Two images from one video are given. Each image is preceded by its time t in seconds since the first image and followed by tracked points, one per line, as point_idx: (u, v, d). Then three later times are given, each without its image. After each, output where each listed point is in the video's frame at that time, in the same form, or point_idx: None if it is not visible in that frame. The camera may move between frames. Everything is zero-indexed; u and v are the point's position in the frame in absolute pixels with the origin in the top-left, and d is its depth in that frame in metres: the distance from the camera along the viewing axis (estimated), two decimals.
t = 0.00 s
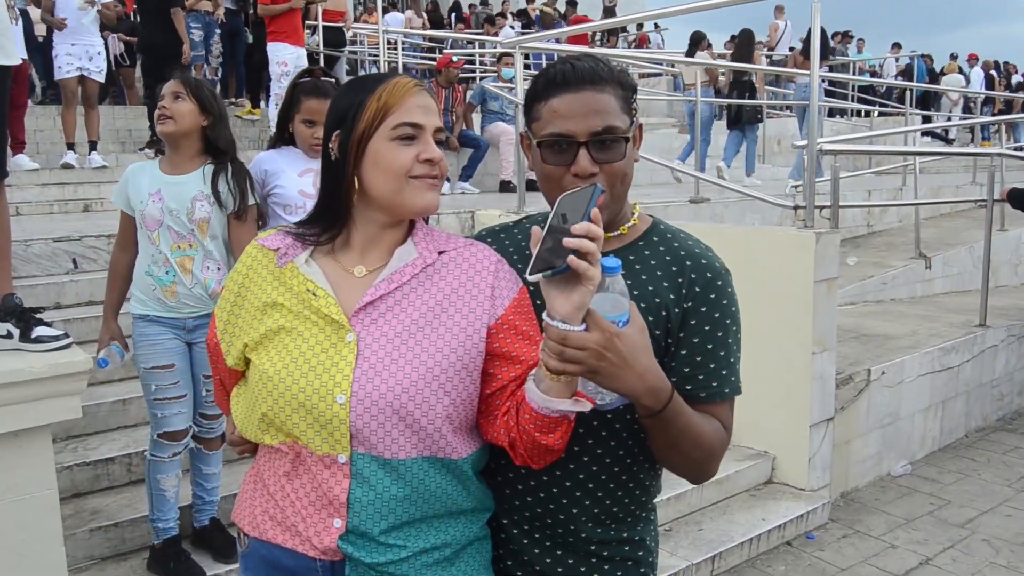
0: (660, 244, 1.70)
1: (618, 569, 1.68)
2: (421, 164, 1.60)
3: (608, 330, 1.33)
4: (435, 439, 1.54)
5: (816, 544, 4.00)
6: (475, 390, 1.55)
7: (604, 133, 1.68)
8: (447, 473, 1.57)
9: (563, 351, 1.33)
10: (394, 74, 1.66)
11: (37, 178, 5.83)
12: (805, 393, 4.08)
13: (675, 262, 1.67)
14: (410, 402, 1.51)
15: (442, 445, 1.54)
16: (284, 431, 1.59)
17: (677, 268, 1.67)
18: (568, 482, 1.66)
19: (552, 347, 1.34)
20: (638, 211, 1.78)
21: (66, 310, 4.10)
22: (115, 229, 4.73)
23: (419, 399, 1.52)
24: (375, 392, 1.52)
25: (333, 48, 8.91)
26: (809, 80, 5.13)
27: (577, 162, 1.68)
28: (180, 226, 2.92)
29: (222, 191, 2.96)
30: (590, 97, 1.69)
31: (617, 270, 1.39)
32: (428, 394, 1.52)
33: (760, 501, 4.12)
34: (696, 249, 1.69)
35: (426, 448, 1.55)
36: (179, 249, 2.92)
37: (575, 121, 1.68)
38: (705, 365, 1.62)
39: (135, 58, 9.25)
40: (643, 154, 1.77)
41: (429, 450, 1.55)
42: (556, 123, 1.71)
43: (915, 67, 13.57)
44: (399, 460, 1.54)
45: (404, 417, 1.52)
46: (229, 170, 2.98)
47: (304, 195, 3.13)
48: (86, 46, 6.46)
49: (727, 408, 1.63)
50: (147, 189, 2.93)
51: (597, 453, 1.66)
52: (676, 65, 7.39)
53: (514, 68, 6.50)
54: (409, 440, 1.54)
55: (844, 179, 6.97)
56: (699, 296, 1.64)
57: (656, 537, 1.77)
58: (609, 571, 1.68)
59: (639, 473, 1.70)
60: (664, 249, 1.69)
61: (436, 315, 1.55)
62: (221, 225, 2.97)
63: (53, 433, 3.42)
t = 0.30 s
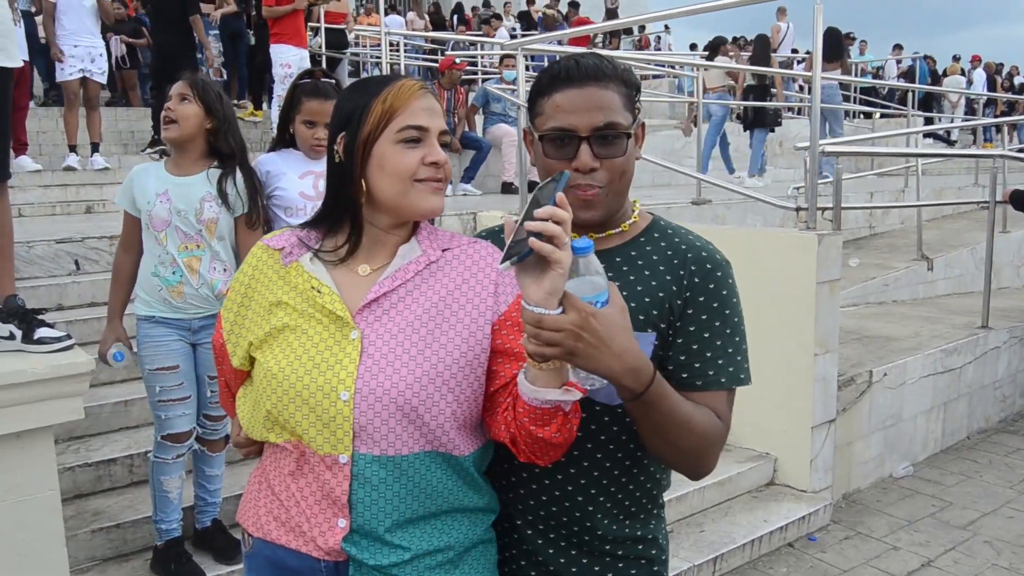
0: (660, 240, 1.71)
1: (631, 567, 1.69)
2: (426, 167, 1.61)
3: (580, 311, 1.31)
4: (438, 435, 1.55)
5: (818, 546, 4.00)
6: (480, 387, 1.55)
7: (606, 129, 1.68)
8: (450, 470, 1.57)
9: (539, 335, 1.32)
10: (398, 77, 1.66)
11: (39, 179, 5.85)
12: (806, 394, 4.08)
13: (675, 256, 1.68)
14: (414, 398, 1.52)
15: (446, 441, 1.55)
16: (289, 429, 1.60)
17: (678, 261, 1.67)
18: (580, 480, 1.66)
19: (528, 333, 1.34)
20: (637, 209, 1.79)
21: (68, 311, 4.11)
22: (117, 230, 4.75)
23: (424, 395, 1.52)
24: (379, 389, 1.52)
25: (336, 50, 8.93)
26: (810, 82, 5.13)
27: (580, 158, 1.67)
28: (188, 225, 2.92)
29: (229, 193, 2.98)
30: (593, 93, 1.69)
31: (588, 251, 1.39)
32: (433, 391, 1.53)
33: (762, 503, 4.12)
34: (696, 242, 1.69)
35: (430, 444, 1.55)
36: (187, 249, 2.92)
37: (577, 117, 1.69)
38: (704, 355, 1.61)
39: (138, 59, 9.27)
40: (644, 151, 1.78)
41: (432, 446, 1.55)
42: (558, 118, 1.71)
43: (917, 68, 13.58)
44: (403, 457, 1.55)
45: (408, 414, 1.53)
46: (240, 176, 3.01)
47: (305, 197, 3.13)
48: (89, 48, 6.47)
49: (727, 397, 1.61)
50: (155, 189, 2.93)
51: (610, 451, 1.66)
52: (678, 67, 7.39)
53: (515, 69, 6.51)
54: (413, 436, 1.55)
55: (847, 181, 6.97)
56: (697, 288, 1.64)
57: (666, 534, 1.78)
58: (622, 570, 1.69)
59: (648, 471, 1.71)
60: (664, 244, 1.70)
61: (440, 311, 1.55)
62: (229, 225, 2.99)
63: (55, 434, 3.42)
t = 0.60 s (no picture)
0: (654, 225, 1.73)
1: (653, 560, 1.69)
2: (418, 166, 1.60)
3: (506, 301, 1.35)
4: (441, 432, 1.55)
5: (818, 546, 4.00)
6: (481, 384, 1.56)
7: (604, 124, 1.68)
8: (453, 467, 1.58)
9: (474, 334, 1.35)
10: (391, 75, 1.66)
11: (40, 180, 5.85)
12: (806, 394, 4.08)
13: (668, 235, 1.70)
14: (416, 396, 1.53)
15: (449, 438, 1.56)
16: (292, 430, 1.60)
17: (670, 237, 1.70)
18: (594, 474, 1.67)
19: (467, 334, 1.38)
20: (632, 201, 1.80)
21: (69, 311, 4.11)
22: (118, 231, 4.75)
23: (425, 394, 1.53)
24: (381, 387, 1.53)
25: (336, 50, 8.94)
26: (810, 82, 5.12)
27: (578, 153, 1.67)
28: (193, 225, 2.93)
29: (233, 194, 2.99)
30: (591, 89, 1.69)
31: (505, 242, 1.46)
32: (435, 388, 1.54)
33: (762, 503, 4.12)
34: (688, 222, 1.73)
35: (432, 441, 1.56)
36: (191, 248, 2.93)
37: (576, 112, 1.68)
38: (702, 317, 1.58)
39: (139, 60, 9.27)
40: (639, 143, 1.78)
41: (434, 443, 1.56)
42: (557, 113, 1.70)
43: (918, 69, 13.58)
44: (406, 454, 1.55)
45: (409, 411, 1.54)
46: (244, 179, 3.01)
47: (305, 199, 3.13)
48: (88, 48, 6.46)
49: (721, 356, 1.56)
50: (158, 189, 2.93)
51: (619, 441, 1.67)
52: (678, 68, 7.39)
53: (516, 70, 6.50)
54: (416, 433, 1.55)
55: (847, 182, 6.96)
56: (686, 257, 1.66)
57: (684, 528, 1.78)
58: (644, 564, 1.69)
59: (662, 462, 1.73)
60: (657, 228, 1.73)
61: (440, 310, 1.56)
62: (232, 226, 2.99)
63: (56, 435, 3.42)
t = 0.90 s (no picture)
0: (655, 221, 1.76)
1: (659, 555, 1.70)
2: (377, 170, 1.57)
3: (446, 335, 1.30)
4: (444, 444, 1.56)
5: (819, 544, 4.00)
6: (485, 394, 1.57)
7: (605, 132, 1.68)
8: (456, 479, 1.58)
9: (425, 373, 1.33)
10: (371, 75, 1.66)
11: (41, 178, 5.85)
12: (807, 392, 4.08)
13: (668, 227, 1.73)
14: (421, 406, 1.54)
15: (453, 448, 1.57)
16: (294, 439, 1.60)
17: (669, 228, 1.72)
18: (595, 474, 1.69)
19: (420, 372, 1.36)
20: (633, 202, 1.81)
21: (70, 309, 4.11)
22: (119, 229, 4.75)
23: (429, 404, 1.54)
24: (387, 397, 1.55)
25: (337, 48, 8.94)
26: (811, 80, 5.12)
27: (581, 160, 1.68)
28: (195, 224, 2.93)
29: (233, 193, 3.02)
30: (593, 98, 1.69)
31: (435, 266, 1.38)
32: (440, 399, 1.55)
33: (763, 501, 4.12)
34: (685, 216, 1.76)
35: (434, 453, 1.56)
36: (192, 247, 2.93)
37: (578, 121, 1.68)
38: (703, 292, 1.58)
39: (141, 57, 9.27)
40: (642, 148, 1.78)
41: (436, 455, 1.56)
42: (561, 122, 1.70)
43: (919, 67, 13.56)
44: (409, 465, 1.55)
45: (413, 421, 1.55)
46: (246, 181, 3.05)
47: (307, 197, 3.16)
48: (89, 45, 6.46)
49: (704, 327, 1.53)
50: (159, 187, 2.91)
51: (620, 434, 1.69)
52: (679, 66, 7.38)
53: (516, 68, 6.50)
54: (419, 445, 1.55)
55: (848, 180, 6.96)
56: (680, 243, 1.68)
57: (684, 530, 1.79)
58: (651, 558, 1.69)
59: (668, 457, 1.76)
60: (658, 222, 1.75)
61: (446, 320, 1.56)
62: (233, 223, 3.02)
63: (57, 432, 3.43)
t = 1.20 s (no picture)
0: (661, 231, 1.76)
1: (654, 559, 1.71)
2: (353, 168, 1.57)
3: (465, 324, 1.29)
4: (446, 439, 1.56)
5: (821, 543, 4.00)
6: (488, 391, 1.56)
7: (615, 148, 1.69)
8: (458, 475, 1.58)
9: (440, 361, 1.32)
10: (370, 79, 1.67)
11: (42, 178, 5.86)
12: (808, 391, 4.08)
13: (674, 235, 1.73)
14: (422, 401, 1.54)
15: (453, 445, 1.57)
16: (297, 432, 1.60)
17: (675, 236, 1.72)
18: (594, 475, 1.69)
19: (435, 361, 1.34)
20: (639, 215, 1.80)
21: (71, 309, 4.11)
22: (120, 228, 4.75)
23: (431, 400, 1.55)
24: (390, 392, 1.55)
25: (338, 47, 8.94)
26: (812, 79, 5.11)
27: (592, 176, 1.68)
28: (189, 225, 2.92)
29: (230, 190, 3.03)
30: (602, 116, 1.69)
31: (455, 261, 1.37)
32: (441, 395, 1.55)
33: (765, 500, 4.12)
34: (690, 225, 1.75)
35: (435, 448, 1.56)
36: (187, 247, 2.92)
37: (588, 139, 1.69)
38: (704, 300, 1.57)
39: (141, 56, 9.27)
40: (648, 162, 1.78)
41: (437, 451, 1.56)
42: (569, 139, 1.70)
43: (920, 64, 13.54)
44: (411, 460, 1.55)
45: (416, 417, 1.55)
46: (233, 175, 3.06)
47: (305, 197, 3.16)
48: (90, 44, 6.45)
49: (704, 334, 1.53)
50: (149, 190, 2.89)
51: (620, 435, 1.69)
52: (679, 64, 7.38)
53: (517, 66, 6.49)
54: (421, 440, 1.56)
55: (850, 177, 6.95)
56: (684, 250, 1.68)
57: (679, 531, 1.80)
58: (647, 561, 1.70)
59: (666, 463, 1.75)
60: (664, 232, 1.75)
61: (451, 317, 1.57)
62: (226, 220, 3.02)
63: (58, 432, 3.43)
